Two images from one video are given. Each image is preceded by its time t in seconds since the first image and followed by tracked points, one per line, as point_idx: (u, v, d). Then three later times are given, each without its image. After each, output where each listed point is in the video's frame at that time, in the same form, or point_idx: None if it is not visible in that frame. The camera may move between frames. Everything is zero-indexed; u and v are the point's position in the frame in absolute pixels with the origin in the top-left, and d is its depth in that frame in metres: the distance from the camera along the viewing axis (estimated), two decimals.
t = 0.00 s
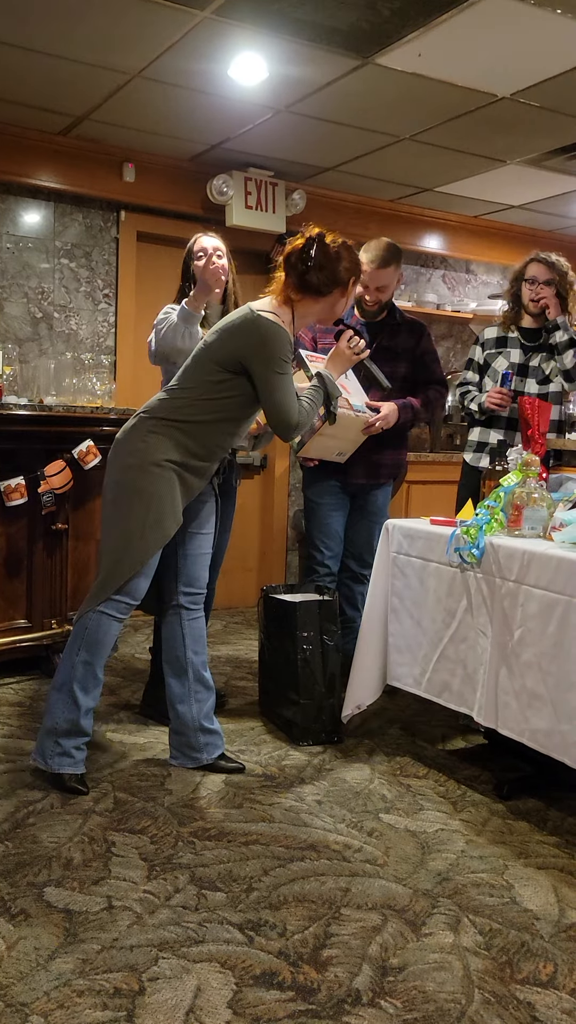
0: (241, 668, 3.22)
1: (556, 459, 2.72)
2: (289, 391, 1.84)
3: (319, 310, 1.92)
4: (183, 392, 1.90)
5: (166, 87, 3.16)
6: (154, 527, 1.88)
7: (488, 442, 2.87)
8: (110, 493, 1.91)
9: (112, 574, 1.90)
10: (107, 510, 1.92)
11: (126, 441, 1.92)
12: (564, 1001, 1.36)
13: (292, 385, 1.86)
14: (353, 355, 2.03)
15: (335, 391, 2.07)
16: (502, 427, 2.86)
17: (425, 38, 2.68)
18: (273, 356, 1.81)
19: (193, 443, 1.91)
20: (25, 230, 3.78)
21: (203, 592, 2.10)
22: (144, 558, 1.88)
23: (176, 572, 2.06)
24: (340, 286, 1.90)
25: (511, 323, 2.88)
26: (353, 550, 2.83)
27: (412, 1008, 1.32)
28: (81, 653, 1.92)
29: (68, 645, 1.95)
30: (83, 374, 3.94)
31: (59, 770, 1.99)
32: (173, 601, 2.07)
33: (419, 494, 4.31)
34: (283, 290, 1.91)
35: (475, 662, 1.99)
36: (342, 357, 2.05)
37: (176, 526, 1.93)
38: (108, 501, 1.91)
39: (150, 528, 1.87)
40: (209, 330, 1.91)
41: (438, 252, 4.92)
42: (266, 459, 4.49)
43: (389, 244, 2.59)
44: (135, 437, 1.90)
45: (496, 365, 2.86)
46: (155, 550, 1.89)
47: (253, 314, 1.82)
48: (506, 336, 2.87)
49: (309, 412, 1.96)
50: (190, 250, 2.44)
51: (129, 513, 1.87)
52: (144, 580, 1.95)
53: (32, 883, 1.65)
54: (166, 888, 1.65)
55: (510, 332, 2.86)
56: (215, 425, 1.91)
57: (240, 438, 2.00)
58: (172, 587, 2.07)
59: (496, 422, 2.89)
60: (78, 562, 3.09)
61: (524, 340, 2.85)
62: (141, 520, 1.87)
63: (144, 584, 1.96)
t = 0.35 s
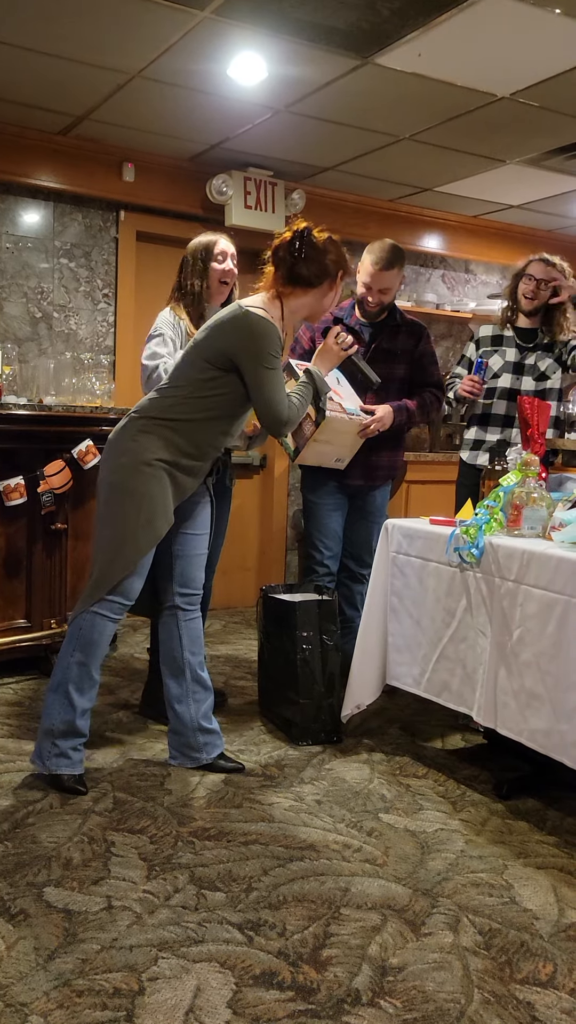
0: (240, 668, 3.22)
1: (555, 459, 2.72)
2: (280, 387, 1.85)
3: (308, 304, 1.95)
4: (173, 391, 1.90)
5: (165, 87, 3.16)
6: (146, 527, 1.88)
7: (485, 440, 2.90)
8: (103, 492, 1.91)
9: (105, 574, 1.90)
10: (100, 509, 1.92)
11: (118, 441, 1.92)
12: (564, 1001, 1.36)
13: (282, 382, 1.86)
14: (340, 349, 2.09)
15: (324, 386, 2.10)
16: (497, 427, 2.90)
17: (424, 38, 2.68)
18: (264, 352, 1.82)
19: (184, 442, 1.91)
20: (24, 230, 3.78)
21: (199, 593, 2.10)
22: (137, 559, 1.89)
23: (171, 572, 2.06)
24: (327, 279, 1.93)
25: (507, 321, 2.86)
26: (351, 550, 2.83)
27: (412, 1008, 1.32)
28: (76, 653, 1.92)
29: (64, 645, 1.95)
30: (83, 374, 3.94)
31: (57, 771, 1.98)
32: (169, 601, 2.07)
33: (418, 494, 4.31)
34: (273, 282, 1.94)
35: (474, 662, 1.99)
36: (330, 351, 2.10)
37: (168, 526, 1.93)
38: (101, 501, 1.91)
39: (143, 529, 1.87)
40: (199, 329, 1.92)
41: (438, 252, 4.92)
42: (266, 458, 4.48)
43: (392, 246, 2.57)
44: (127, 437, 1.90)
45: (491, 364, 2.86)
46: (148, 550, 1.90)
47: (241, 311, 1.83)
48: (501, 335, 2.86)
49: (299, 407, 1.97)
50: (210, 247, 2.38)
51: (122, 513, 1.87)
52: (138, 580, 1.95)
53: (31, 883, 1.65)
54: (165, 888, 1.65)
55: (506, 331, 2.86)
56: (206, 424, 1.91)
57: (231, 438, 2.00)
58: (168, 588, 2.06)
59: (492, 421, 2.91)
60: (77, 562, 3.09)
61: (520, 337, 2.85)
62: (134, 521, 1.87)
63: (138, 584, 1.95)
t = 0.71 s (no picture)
0: (239, 668, 3.22)
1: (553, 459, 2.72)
2: (273, 381, 1.84)
3: (297, 297, 1.95)
4: (167, 391, 1.90)
5: (164, 87, 3.16)
6: (141, 526, 1.88)
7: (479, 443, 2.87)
8: (98, 492, 1.91)
9: (100, 574, 1.90)
10: (95, 510, 1.91)
11: (112, 441, 1.92)
12: (563, 1001, 1.36)
13: (275, 376, 1.86)
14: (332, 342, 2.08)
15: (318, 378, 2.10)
16: (491, 427, 2.86)
17: (423, 38, 2.68)
18: (256, 346, 1.81)
19: (179, 440, 1.91)
20: (23, 230, 3.78)
21: (196, 593, 2.09)
22: (132, 559, 1.89)
23: (168, 573, 2.05)
24: (316, 270, 1.94)
25: (489, 321, 2.89)
26: (350, 550, 2.83)
27: (411, 1008, 1.33)
28: (72, 653, 1.92)
29: (60, 646, 1.95)
30: (82, 374, 3.94)
31: (55, 772, 1.98)
32: (166, 602, 2.06)
33: (417, 494, 4.31)
34: (261, 276, 1.95)
35: (473, 662, 1.99)
36: (323, 346, 2.09)
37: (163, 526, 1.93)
38: (96, 500, 1.92)
39: (139, 528, 1.87)
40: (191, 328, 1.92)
41: (437, 252, 4.92)
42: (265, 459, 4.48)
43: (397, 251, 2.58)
44: (122, 437, 1.90)
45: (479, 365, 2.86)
46: (143, 549, 1.90)
47: (231, 306, 1.84)
48: (486, 336, 2.87)
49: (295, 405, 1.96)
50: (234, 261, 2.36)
51: (118, 513, 1.87)
52: (133, 580, 1.95)
53: (31, 883, 1.65)
54: (164, 888, 1.65)
55: (491, 331, 2.87)
56: (200, 422, 1.91)
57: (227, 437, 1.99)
58: (165, 588, 2.06)
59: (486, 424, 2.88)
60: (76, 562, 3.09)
61: (505, 338, 2.86)
62: (129, 520, 1.87)
63: (134, 585, 1.95)
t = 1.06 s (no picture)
0: (239, 668, 3.23)
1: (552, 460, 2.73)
2: (263, 378, 1.86)
3: (286, 296, 1.95)
4: (158, 392, 1.90)
5: (163, 88, 3.16)
6: (135, 526, 1.88)
7: (467, 447, 2.87)
8: (92, 494, 1.91)
9: (95, 575, 1.90)
10: (89, 512, 1.92)
11: (106, 443, 1.92)
12: (562, 1001, 1.36)
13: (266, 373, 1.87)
14: (323, 337, 2.10)
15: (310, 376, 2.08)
16: (478, 432, 2.86)
17: (422, 38, 2.68)
18: (246, 344, 1.83)
19: (172, 441, 1.91)
20: (22, 231, 3.78)
21: (193, 593, 2.09)
22: (127, 559, 1.89)
23: (165, 573, 2.05)
24: (304, 268, 1.94)
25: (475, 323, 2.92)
26: (349, 550, 2.83)
27: (410, 1008, 1.33)
28: (68, 654, 1.92)
29: (57, 647, 1.96)
30: (81, 375, 3.94)
31: (53, 774, 1.99)
32: (164, 602, 2.06)
33: (416, 494, 4.31)
34: (250, 275, 1.95)
35: (473, 662, 1.99)
36: (313, 341, 2.10)
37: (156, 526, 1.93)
38: (90, 502, 1.92)
39: (133, 528, 1.87)
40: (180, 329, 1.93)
41: (436, 252, 4.92)
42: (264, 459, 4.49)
43: (397, 251, 2.59)
44: (115, 439, 1.90)
45: (467, 368, 2.89)
46: (137, 549, 1.90)
47: (219, 306, 1.85)
48: (473, 338, 2.89)
49: (287, 398, 1.98)
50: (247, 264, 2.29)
51: (112, 513, 1.87)
52: (129, 580, 1.95)
53: (31, 884, 1.65)
54: (164, 888, 1.65)
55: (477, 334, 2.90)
56: (193, 423, 1.91)
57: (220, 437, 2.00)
58: (162, 588, 2.06)
59: (474, 428, 2.88)
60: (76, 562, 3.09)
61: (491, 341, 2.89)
62: (123, 520, 1.87)
63: (129, 585, 1.96)
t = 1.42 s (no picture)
0: (239, 668, 3.23)
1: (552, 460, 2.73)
2: (239, 368, 1.85)
3: (257, 287, 1.96)
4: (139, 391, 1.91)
5: (162, 88, 3.16)
6: (122, 526, 1.87)
7: (462, 447, 2.86)
8: (79, 496, 1.92)
9: (86, 576, 1.90)
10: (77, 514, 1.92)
11: (90, 444, 1.93)
12: (561, 1002, 1.36)
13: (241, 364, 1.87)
14: (305, 324, 2.10)
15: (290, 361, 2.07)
16: (472, 434, 2.85)
17: (422, 38, 2.68)
18: (218, 334, 1.83)
19: (156, 437, 1.91)
20: (22, 231, 3.77)
21: (186, 593, 2.09)
22: (117, 559, 1.88)
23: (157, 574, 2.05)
24: (275, 257, 1.94)
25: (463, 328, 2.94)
26: (349, 550, 2.83)
27: (410, 1008, 1.33)
28: (60, 658, 1.93)
29: (50, 651, 1.97)
30: (80, 375, 3.94)
31: (50, 777, 2.01)
32: (157, 604, 2.06)
33: (416, 494, 4.31)
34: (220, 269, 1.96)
35: (472, 662, 1.99)
36: (295, 329, 2.11)
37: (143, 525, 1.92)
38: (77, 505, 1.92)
39: (121, 528, 1.87)
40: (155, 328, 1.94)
41: (435, 253, 4.92)
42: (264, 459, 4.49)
43: (398, 252, 2.58)
44: (99, 440, 1.91)
45: (459, 374, 2.88)
46: (125, 549, 1.89)
47: (187, 299, 1.87)
48: (463, 345, 2.90)
49: (266, 389, 1.96)
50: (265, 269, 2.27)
51: (100, 514, 1.87)
52: (122, 581, 1.96)
53: (30, 884, 1.65)
54: (163, 889, 1.65)
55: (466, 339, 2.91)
56: (174, 419, 1.91)
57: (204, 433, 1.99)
58: (155, 590, 2.06)
59: (468, 429, 2.87)
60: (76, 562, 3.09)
61: (480, 345, 2.90)
62: (111, 520, 1.87)
63: (122, 586, 1.96)
